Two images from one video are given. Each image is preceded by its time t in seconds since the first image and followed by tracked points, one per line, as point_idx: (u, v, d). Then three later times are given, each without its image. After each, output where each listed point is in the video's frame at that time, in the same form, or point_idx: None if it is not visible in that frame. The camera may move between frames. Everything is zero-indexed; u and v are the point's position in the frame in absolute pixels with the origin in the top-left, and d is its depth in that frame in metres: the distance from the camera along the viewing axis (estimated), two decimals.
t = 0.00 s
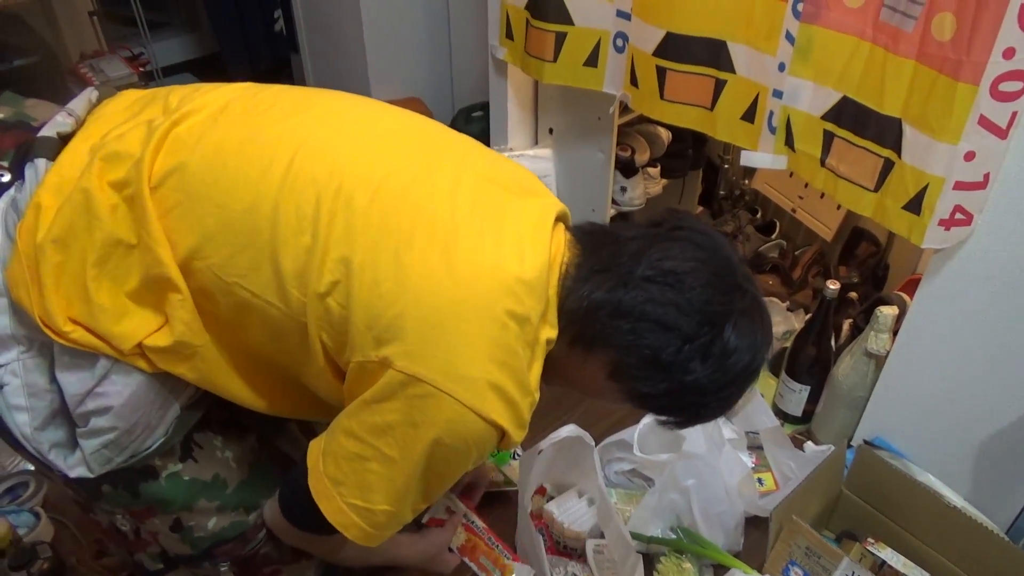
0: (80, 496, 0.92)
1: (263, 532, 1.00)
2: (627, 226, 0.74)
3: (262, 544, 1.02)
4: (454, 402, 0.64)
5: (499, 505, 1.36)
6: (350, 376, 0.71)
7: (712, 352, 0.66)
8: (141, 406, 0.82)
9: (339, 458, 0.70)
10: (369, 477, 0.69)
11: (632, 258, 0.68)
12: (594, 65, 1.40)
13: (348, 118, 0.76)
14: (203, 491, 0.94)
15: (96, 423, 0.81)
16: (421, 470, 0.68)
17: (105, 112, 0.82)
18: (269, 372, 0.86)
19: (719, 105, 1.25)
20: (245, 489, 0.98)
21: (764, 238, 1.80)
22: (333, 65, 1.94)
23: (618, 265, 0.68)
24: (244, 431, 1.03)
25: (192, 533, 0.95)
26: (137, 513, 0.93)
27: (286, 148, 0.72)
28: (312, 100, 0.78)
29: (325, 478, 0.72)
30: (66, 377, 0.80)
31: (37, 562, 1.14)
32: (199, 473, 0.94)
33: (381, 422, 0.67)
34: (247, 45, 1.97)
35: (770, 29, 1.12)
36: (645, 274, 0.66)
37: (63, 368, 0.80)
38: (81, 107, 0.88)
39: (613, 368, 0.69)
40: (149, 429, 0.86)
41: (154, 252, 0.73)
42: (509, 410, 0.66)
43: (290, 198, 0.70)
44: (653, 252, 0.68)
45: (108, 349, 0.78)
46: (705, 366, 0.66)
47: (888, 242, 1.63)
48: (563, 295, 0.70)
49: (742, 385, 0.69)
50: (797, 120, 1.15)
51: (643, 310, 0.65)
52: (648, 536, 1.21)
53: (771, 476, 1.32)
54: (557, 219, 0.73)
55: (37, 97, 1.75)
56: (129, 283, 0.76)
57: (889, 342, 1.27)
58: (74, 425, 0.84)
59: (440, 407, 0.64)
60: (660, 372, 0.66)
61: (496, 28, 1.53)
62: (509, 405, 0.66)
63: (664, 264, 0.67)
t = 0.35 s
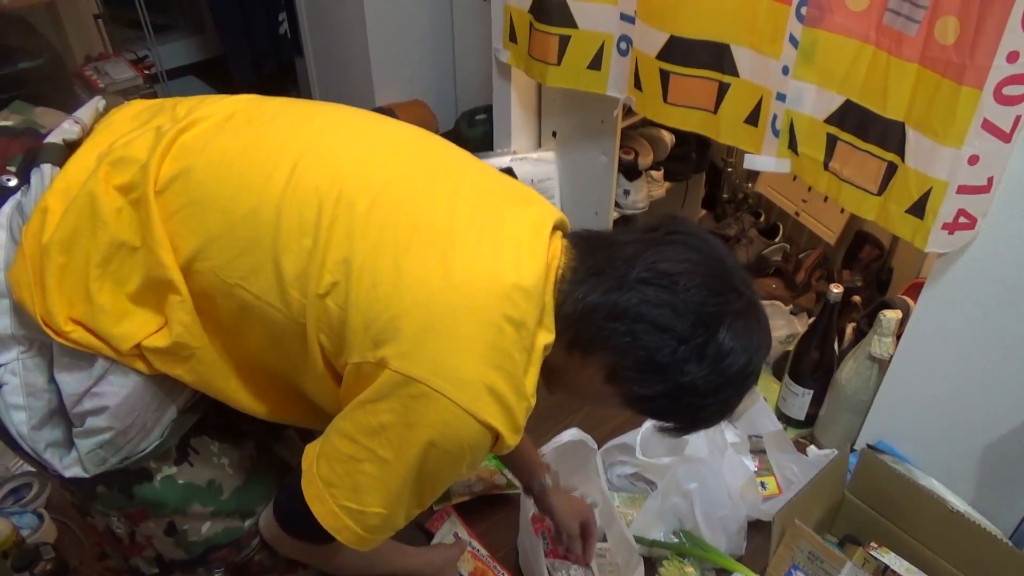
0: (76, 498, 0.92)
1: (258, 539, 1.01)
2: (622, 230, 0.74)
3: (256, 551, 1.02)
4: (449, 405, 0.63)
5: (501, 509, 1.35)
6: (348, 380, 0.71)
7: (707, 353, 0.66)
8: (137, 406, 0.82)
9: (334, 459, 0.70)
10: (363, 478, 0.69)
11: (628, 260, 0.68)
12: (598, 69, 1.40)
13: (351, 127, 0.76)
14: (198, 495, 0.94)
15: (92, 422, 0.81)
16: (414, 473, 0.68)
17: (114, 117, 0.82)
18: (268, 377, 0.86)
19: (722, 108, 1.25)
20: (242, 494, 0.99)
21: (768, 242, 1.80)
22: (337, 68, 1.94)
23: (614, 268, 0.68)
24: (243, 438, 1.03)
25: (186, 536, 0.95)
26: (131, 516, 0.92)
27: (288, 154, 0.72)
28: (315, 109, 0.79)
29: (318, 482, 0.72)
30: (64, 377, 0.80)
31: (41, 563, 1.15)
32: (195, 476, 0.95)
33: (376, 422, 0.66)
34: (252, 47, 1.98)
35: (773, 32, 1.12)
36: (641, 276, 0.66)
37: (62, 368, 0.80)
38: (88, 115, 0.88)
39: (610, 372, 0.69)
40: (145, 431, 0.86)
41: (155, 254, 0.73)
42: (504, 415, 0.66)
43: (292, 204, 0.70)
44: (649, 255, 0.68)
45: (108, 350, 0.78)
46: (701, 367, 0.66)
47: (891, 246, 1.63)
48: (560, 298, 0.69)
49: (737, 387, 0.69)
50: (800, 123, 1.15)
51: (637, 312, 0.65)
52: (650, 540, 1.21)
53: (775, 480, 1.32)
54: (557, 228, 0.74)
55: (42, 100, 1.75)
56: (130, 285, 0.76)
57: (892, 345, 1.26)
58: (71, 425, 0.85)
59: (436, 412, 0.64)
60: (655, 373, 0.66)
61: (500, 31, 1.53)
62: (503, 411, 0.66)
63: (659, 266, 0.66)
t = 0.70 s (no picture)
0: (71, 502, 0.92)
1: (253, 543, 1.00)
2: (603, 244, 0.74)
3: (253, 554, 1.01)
4: (445, 393, 0.63)
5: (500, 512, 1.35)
6: (344, 374, 0.71)
7: (690, 352, 0.65)
8: (131, 407, 0.82)
9: (329, 451, 0.69)
10: (357, 472, 0.68)
11: (607, 271, 0.68)
12: (598, 70, 1.40)
13: (358, 142, 0.78)
14: (190, 498, 0.94)
15: (87, 423, 0.81)
16: (411, 467, 0.68)
17: (133, 125, 0.84)
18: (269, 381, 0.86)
19: (723, 110, 1.25)
20: (236, 498, 0.98)
21: (768, 244, 1.80)
22: (337, 70, 1.94)
23: (596, 277, 0.68)
24: (236, 442, 1.03)
25: (179, 540, 0.95)
26: (124, 520, 0.92)
27: (297, 160, 0.73)
28: (323, 126, 0.80)
29: (313, 473, 0.71)
30: (60, 379, 0.81)
31: (38, 565, 1.14)
32: (186, 479, 0.94)
33: (373, 413, 0.66)
34: (252, 49, 1.97)
35: (773, 35, 1.12)
36: (622, 282, 0.66)
37: (57, 370, 0.81)
38: (87, 125, 0.87)
39: (598, 377, 0.67)
40: (138, 433, 0.85)
41: (160, 250, 0.73)
42: (497, 405, 0.65)
43: (297, 205, 0.71)
44: (627, 265, 0.67)
45: (108, 347, 0.78)
46: (685, 367, 0.65)
47: (892, 249, 1.63)
48: (548, 309, 0.69)
49: (721, 390, 0.68)
50: (800, 126, 1.15)
51: (620, 313, 0.65)
52: (649, 543, 1.21)
53: (774, 482, 1.32)
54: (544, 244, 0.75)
55: (40, 101, 1.75)
56: (134, 282, 0.76)
57: (892, 349, 1.26)
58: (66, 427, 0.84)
59: (434, 401, 0.63)
60: (640, 373, 0.65)
61: (500, 33, 1.53)
62: (498, 402, 0.65)
63: (641, 271, 0.66)
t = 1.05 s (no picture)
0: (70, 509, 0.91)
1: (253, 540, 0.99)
2: (592, 197, 0.74)
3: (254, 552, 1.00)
4: (435, 376, 0.64)
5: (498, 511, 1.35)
6: (333, 358, 0.71)
7: (688, 299, 0.64)
8: (129, 405, 0.81)
9: (322, 442, 0.69)
10: (353, 458, 0.68)
11: (601, 222, 0.67)
12: (596, 69, 1.39)
13: (325, 109, 0.76)
14: (192, 499, 0.94)
15: (85, 424, 0.80)
16: (404, 448, 0.68)
17: (93, 111, 0.82)
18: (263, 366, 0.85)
19: (721, 107, 1.24)
20: (236, 495, 0.98)
21: (767, 242, 1.81)
22: (335, 70, 1.94)
23: (590, 229, 0.67)
24: (231, 439, 1.02)
25: (182, 541, 0.94)
26: (124, 524, 0.91)
27: (265, 137, 0.72)
28: (289, 95, 0.78)
29: (306, 464, 0.71)
30: (52, 381, 0.80)
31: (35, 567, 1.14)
32: (188, 480, 0.94)
33: (364, 400, 0.66)
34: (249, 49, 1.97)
35: (772, 32, 1.11)
36: (616, 233, 0.65)
37: (49, 372, 0.80)
38: (51, 117, 0.86)
39: (597, 332, 0.66)
40: (138, 431, 0.84)
41: (138, 243, 0.72)
42: (490, 384, 0.66)
43: (271, 186, 0.70)
44: (621, 214, 0.67)
45: (97, 347, 0.78)
46: (684, 314, 0.64)
47: (891, 247, 1.62)
48: (543, 265, 0.68)
49: (722, 338, 0.67)
50: (798, 123, 1.14)
51: (615, 263, 0.64)
52: (649, 543, 1.21)
53: (774, 481, 1.31)
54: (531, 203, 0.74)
55: (36, 101, 1.74)
56: (114, 278, 0.75)
57: (892, 347, 1.26)
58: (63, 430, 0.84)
59: (427, 383, 0.64)
60: (638, 323, 0.64)
61: (497, 32, 1.52)
62: (488, 376, 0.66)
63: (634, 221, 0.66)
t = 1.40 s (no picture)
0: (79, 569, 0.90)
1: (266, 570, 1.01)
2: (559, 144, 0.74)
3: None
4: (455, 357, 0.64)
5: (494, 509, 1.34)
6: (338, 358, 0.71)
7: (676, 232, 0.65)
8: (136, 446, 0.80)
9: (345, 449, 0.68)
10: (379, 457, 0.68)
11: (576, 169, 0.67)
12: (592, 65, 1.39)
13: (270, 94, 0.74)
14: (206, 536, 0.94)
15: (95, 474, 0.79)
16: (429, 438, 0.68)
17: (11, 130, 0.76)
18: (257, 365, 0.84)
19: (718, 103, 1.24)
20: (246, 523, 0.98)
21: (765, 238, 1.77)
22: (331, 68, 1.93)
23: (567, 177, 0.67)
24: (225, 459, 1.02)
25: None
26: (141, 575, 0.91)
27: (223, 135, 0.70)
28: (225, 84, 0.75)
29: (332, 475, 0.70)
30: (48, 436, 0.77)
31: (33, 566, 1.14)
32: (201, 518, 0.94)
33: (382, 397, 0.66)
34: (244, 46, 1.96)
35: (768, 28, 1.11)
36: (594, 178, 0.66)
37: (43, 428, 0.77)
38: None
39: (591, 279, 0.67)
40: (148, 469, 0.83)
41: (115, 270, 0.70)
42: (505, 350, 0.67)
43: (242, 184, 0.68)
44: (596, 157, 0.67)
45: (93, 389, 0.76)
46: (675, 247, 0.65)
47: (889, 243, 1.62)
48: (527, 220, 0.69)
49: (711, 264, 0.68)
50: (794, 119, 1.14)
51: (600, 208, 0.64)
52: (647, 541, 1.21)
53: (771, 479, 1.32)
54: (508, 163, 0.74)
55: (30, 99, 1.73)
56: (92, 308, 0.73)
57: (889, 343, 1.25)
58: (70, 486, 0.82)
59: (448, 370, 0.64)
60: (632, 264, 0.65)
61: (493, 29, 1.52)
62: (500, 340, 0.66)
63: (611, 162, 0.66)
